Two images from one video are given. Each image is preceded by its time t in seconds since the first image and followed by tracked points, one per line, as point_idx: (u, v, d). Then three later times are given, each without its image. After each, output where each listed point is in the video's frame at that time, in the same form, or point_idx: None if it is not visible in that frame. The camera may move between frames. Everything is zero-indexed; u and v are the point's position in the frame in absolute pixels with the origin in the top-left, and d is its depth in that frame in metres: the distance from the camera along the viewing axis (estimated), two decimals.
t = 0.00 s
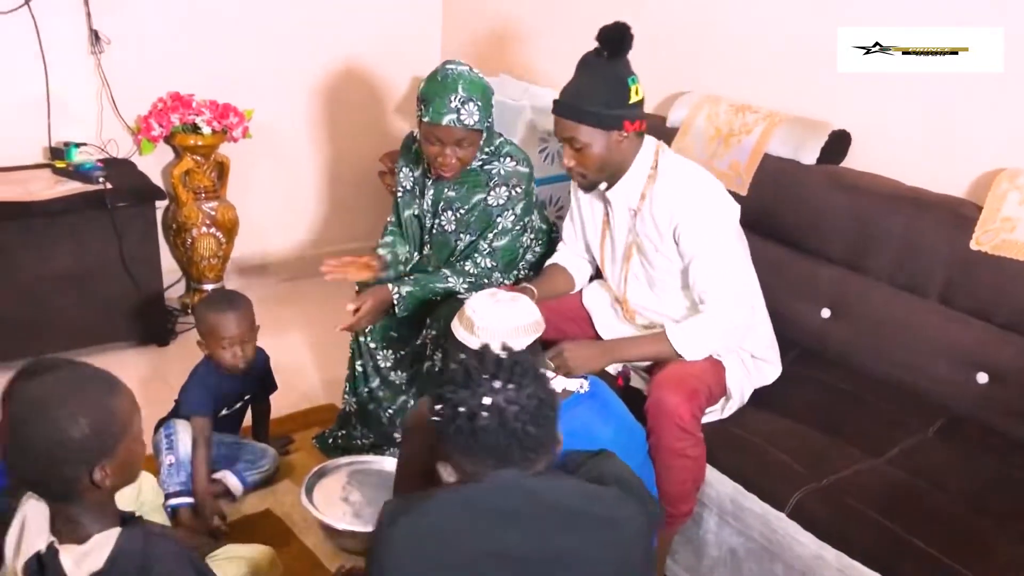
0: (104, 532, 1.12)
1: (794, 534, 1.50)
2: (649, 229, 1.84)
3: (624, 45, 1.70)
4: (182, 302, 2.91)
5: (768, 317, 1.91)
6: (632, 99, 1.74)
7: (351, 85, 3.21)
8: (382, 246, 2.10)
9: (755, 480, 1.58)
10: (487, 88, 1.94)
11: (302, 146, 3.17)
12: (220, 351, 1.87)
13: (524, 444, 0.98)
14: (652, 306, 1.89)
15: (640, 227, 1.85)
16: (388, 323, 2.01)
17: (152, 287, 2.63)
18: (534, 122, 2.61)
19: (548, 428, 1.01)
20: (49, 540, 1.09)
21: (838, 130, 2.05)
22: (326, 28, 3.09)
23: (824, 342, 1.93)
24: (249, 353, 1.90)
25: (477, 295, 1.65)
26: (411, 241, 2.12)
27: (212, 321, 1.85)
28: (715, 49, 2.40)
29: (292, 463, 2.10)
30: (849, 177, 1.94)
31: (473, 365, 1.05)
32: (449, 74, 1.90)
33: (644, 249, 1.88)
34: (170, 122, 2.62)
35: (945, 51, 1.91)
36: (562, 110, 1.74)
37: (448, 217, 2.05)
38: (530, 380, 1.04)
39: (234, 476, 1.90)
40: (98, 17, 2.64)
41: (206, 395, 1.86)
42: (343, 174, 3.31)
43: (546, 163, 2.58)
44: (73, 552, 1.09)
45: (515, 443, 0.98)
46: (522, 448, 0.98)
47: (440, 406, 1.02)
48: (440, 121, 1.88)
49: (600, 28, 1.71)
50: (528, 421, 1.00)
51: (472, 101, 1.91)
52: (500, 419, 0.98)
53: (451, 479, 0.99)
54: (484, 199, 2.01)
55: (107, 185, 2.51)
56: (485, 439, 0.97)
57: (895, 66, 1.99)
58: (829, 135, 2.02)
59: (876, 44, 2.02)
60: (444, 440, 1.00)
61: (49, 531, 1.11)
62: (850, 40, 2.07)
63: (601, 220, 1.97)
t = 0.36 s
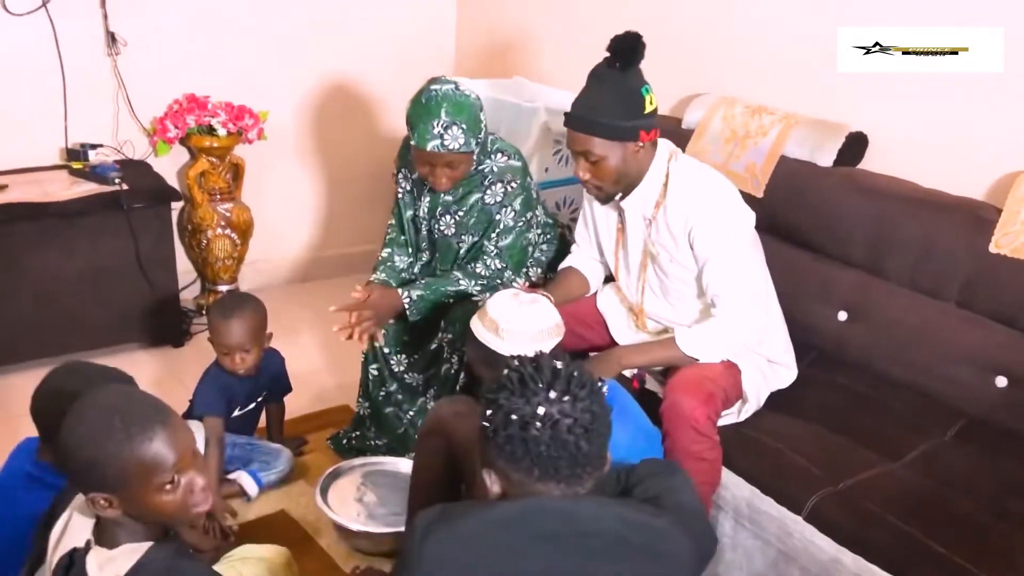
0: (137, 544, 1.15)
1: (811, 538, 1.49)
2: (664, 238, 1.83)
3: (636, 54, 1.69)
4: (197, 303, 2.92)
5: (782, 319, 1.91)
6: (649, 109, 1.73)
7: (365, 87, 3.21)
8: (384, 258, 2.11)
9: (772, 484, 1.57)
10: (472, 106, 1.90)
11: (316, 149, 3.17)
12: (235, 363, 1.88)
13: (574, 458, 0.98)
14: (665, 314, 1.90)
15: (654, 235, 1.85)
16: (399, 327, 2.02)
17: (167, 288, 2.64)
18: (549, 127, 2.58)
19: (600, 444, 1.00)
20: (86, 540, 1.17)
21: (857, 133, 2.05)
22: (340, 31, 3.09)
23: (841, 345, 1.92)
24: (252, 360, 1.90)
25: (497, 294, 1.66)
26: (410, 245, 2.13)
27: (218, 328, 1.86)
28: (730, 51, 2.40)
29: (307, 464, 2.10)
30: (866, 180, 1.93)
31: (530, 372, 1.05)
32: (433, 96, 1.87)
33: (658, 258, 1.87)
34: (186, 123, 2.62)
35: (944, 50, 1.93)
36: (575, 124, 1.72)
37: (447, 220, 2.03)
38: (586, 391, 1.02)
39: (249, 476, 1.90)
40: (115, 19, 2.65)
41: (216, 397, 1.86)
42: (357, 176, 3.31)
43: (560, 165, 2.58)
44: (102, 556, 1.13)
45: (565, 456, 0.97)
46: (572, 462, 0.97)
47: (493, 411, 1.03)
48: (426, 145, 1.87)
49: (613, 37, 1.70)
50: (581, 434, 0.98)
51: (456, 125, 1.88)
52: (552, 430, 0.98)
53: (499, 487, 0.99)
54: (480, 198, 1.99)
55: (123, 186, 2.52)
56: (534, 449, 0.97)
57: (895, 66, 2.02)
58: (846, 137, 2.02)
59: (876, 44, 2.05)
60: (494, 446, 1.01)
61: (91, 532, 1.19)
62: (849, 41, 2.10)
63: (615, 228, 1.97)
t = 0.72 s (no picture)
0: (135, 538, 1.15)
1: (817, 539, 1.42)
2: (685, 237, 1.83)
3: (671, 53, 1.70)
4: (203, 304, 2.93)
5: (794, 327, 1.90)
6: (677, 109, 1.74)
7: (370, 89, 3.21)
8: (394, 259, 2.10)
9: (779, 484, 1.57)
10: (485, 101, 1.90)
11: (322, 149, 3.18)
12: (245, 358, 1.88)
13: (607, 466, 0.96)
14: (676, 316, 1.90)
15: (675, 235, 1.85)
16: (407, 325, 2.02)
17: (174, 289, 2.65)
18: (556, 129, 2.59)
19: (633, 456, 0.99)
20: (85, 538, 1.14)
21: (862, 132, 2.05)
22: (345, 32, 3.10)
23: (847, 345, 1.92)
24: (259, 361, 1.90)
25: (516, 289, 1.63)
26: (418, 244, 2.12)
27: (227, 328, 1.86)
28: (735, 51, 2.39)
29: (313, 465, 2.11)
30: (872, 180, 1.93)
31: (572, 375, 1.03)
32: (446, 91, 1.87)
33: (676, 258, 1.87)
34: (192, 125, 2.63)
35: (945, 51, 1.93)
36: (604, 118, 1.73)
37: (460, 217, 2.04)
38: (626, 401, 1.01)
39: (256, 476, 1.88)
40: (122, 22, 2.66)
41: (224, 399, 1.87)
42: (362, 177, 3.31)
43: (565, 166, 2.56)
44: (103, 553, 1.11)
45: (599, 462, 0.96)
46: (603, 470, 0.96)
47: (530, 408, 1.01)
48: (440, 141, 1.87)
49: (648, 35, 1.71)
50: (617, 444, 0.97)
51: (470, 119, 1.87)
52: (589, 435, 0.96)
53: (524, 486, 0.97)
54: (495, 200, 2.00)
55: (130, 187, 2.53)
56: (569, 451, 0.96)
57: (895, 66, 2.02)
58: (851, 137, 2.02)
59: (876, 44, 2.06)
60: (525, 444, 0.98)
61: (89, 531, 1.16)
62: (850, 41, 2.10)
63: (634, 226, 1.97)
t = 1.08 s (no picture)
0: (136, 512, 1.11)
1: (817, 536, 1.48)
2: (691, 234, 1.83)
3: (678, 44, 1.69)
4: (203, 305, 2.93)
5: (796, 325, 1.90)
6: (686, 101, 1.73)
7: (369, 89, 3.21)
8: (394, 259, 2.07)
9: (780, 483, 1.56)
10: (496, 89, 1.90)
11: (321, 150, 3.18)
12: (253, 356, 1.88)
13: (580, 457, 0.97)
14: (679, 314, 1.89)
15: (682, 232, 1.84)
16: (408, 325, 2.02)
17: (174, 290, 2.65)
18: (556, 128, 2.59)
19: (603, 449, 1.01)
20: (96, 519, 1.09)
21: (862, 130, 2.03)
22: (344, 32, 3.10)
23: (848, 343, 1.92)
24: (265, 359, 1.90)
25: (528, 287, 1.62)
26: (422, 244, 2.09)
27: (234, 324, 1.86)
28: (735, 50, 2.39)
29: (313, 465, 2.11)
30: (872, 177, 1.93)
31: (542, 372, 1.06)
32: (456, 83, 1.86)
33: (682, 254, 1.86)
34: (191, 126, 2.63)
35: (945, 51, 1.93)
36: (612, 114, 1.72)
37: (461, 216, 2.03)
38: (596, 397, 1.04)
39: (260, 473, 1.89)
40: (121, 23, 2.66)
41: (228, 398, 1.86)
42: (361, 177, 3.31)
43: (564, 164, 2.55)
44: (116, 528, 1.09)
45: (571, 452, 0.97)
46: (577, 462, 0.96)
47: (503, 404, 1.03)
48: (461, 131, 1.85)
49: (654, 28, 1.71)
50: (589, 435, 0.99)
51: (486, 107, 1.87)
52: (563, 426, 0.98)
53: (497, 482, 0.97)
54: (497, 198, 2.00)
55: (129, 188, 2.53)
56: (543, 444, 0.96)
57: (895, 66, 2.02)
58: (849, 138, 2.00)
59: (876, 44, 2.05)
60: (498, 440, 0.99)
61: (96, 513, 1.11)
62: (850, 41, 2.10)
63: (638, 222, 1.95)
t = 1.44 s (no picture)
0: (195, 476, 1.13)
1: (814, 535, 1.48)
2: (677, 233, 1.83)
3: (653, 45, 1.70)
4: (202, 304, 2.93)
5: (791, 322, 1.91)
6: (664, 99, 1.75)
7: (367, 88, 3.21)
8: (385, 257, 2.08)
9: (776, 481, 1.57)
10: (500, 85, 1.90)
11: (319, 147, 3.18)
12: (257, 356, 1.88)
13: (521, 495, 1.01)
14: (674, 312, 1.91)
15: (667, 231, 1.85)
16: (404, 325, 2.02)
17: (172, 289, 2.65)
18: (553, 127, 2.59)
19: (544, 479, 1.04)
20: (159, 488, 1.10)
21: (858, 129, 2.02)
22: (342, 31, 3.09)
23: (846, 342, 1.92)
24: (269, 350, 1.89)
25: (527, 285, 1.62)
26: (417, 245, 2.10)
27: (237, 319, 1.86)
28: (735, 49, 2.39)
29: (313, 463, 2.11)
30: (870, 177, 1.93)
31: (477, 405, 1.05)
32: (460, 81, 1.86)
33: (669, 253, 1.87)
34: (189, 125, 2.64)
35: (945, 51, 1.92)
36: (592, 115, 1.72)
37: (460, 214, 2.03)
38: (534, 429, 1.05)
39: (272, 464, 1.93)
40: (119, 22, 2.66)
41: (234, 392, 1.88)
42: (361, 175, 3.31)
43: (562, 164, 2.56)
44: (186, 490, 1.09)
45: (513, 494, 1.00)
46: (518, 502, 1.01)
47: (437, 445, 1.03)
48: (466, 127, 1.85)
49: (630, 27, 1.70)
50: (530, 473, 1.02)
51: (491, 103, 1.87)
52: (503, 471, 1.00)
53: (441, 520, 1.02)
54: (495, 197, 2.00)
55: (128, 187, 2.53)
56: (485, 493, 0.99)
57: (895, 66, 2.02)
58: (847, 136, 2.00)
59: (876, 44, 2.05)
60: (439, 483, 1.01)
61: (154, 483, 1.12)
62: (850, 41, 2.10)
63: (625, 221, 1.96)
